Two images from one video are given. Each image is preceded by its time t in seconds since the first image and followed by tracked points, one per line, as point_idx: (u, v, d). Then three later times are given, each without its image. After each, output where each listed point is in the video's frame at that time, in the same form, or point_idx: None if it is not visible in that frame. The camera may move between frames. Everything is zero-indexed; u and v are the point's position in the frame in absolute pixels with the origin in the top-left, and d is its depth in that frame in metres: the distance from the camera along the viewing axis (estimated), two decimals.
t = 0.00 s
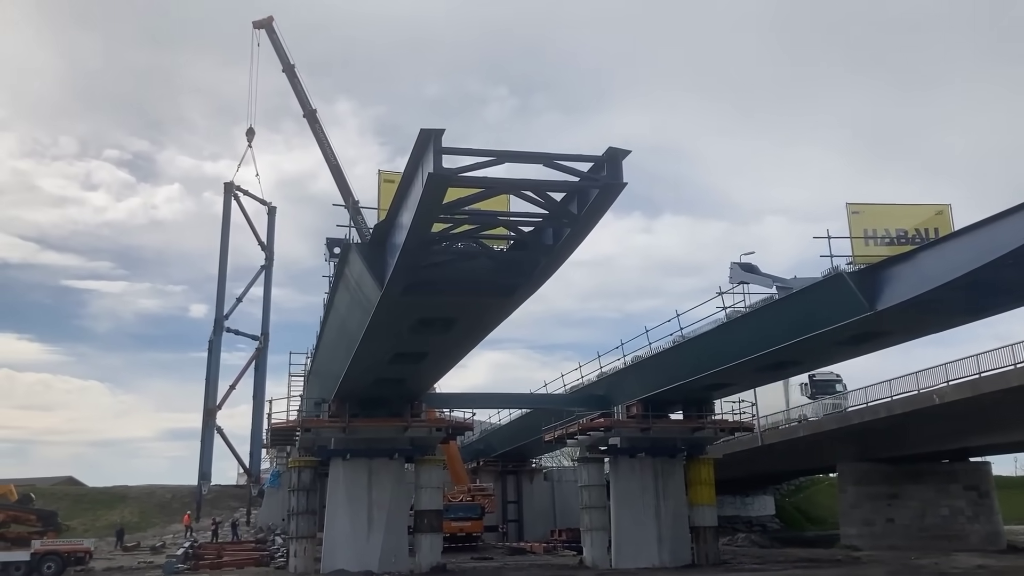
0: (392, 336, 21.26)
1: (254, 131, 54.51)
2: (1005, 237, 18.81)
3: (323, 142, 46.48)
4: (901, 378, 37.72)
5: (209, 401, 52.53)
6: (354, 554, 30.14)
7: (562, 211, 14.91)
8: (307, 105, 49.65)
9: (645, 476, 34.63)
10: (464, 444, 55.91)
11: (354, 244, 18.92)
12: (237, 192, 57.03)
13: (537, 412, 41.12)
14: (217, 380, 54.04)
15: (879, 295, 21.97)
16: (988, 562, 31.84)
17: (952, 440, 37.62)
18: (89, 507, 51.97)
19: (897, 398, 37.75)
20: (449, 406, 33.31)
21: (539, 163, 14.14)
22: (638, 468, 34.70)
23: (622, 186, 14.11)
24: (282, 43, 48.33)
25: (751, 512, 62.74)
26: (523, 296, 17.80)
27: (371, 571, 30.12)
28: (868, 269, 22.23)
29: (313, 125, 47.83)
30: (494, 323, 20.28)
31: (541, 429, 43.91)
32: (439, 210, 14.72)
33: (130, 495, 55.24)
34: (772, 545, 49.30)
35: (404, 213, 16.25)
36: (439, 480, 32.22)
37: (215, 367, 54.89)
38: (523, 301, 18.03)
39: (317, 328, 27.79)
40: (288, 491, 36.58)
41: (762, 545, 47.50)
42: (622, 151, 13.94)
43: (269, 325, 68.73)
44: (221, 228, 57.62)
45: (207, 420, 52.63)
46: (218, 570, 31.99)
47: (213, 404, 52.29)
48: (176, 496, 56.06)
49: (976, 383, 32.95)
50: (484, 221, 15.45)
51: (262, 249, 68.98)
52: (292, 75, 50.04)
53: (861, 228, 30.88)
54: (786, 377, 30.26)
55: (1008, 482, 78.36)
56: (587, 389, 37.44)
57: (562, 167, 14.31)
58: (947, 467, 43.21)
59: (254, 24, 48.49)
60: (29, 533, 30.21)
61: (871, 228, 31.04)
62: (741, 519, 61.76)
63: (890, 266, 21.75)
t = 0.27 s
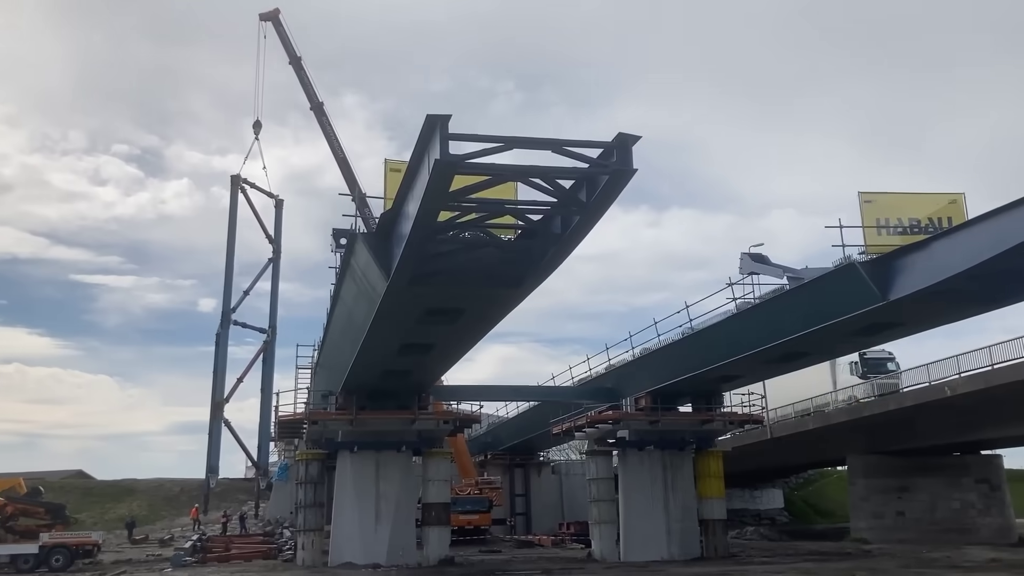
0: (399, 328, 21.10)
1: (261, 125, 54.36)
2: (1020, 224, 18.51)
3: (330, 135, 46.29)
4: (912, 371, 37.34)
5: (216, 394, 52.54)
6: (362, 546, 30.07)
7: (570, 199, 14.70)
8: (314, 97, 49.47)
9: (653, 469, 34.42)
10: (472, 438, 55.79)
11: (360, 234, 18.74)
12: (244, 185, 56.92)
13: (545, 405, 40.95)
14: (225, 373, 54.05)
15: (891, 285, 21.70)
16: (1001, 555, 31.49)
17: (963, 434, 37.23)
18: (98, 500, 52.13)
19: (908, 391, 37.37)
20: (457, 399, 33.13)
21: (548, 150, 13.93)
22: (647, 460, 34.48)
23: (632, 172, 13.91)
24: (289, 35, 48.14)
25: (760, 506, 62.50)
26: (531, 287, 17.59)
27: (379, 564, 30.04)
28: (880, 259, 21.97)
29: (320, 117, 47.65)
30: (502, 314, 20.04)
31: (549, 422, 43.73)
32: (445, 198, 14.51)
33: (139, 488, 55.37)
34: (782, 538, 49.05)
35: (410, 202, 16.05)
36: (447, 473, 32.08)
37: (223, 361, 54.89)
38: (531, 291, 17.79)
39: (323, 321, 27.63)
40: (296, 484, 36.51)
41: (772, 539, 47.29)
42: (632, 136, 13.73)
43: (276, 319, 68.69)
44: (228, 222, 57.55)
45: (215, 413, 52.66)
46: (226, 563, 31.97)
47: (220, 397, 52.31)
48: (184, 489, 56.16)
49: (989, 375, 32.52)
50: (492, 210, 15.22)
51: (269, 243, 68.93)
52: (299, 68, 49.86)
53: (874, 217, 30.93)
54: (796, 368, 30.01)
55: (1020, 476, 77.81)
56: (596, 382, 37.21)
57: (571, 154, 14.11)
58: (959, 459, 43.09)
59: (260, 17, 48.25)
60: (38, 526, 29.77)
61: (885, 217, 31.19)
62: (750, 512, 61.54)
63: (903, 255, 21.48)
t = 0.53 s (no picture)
0: (404, 314, 20.88)
1: (265, 111, 54.02)
2: None
3: (334, 121, 45.95)
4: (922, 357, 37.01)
5: (221, 381, 52.50)
6: (368, 534, 29.99)
7: (578, 180, 14.40)
8: (318, 83, 49.11)
9: (660, 456, 34.21)
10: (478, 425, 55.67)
11: (364, 218, 18.47)
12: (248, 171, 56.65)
13: (551, 392, 40.74)
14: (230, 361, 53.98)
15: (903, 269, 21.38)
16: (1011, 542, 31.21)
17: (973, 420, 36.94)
18: (104, 488, 52.23)
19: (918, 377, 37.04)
20: (463, 386, 32.93)
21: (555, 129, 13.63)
22: (654, 447, 34.27)
23: (641, 152, 13.60)
24: (293, 21, 47.74)
25: (767, 493, 62.31)
26: (537, 272, 17.30)
27: (385, 551, 29.94)
28: (892, 242, 21.64)
29: (324, 103, 47.31)
30: (510, 300, 19.74)
31: (556, 409, 43.55)
32: (450, 180, 14.23)
33: (145, 476, 55.46)
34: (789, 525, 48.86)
35: (415, 185, 15.76)
36: (453, 460, 31.92)
37: (228, 348, 54.81)
38: (539, 276, 17.50)
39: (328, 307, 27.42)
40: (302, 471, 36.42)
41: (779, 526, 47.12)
42: (641, 116, 13.42)
43: (282, 306, 68.56)
44: (233, 209, 57.33)
45: (220, 400, 52.64)
46: (232, 550, 31.92)
47: (226, 384, 52.26)
48: (190, 476, 56.22)
49: (1000, 361, 32.15)
50: (498, 193, 14.93)
51: (275, 230, 68.71)
52: (303, 54, 49.49)
53: (885, 200, 30.68)
54: (806, 354, 29.72)
55: None
56: (602, 369, 36.97)
57: (578, 134, 13.81)
58: (968, 445, 42.60)
59: (264, 2, 47.85)
60: (44, 513, 29.78)
61: (897, 200, 30.97)
62: (756, 499, 61.37)
63: (915, 239, 21.15)
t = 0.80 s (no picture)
0: (411, 298, 20.62)
1: (271, 96, 53.67)
2: None
3: (340, 105, 45.59)
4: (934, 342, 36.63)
5: (229, 368, 52.45)
6: (376, 520, 29.91)
7: (589, 160, 14.08)
8: (323, 68, 48.73)
9: (670, 442, 33.99)
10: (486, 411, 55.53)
11: (370, 200, 18.18)
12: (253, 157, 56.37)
13: (559, 378, 40.53)
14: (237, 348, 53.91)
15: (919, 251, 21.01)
16: None
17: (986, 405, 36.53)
18: (113, 474, 52.32)
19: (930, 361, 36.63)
20: (471, 372, 32.73)
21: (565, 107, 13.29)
22: (663, 433, 34.04)
23: (653, 130, 13.27)
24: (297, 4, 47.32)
25: (776, 478, 62.10)
26: (546, 255, 17.00)
27: (393, 537, 29.85)
28: (907, 224, 21.27)
29: (330, 88, 46.94)
30: (518, 284, 19.46)
31: (564, 395, 43.33)
32: (457, 159, 13.92)
33: (154, 462, 55.54)
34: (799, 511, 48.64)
35: (421, 166, 15.44)
36: (461, 446, 31.75)
37: (235, 335, 54.74)
38: (548, 259, 17.21)
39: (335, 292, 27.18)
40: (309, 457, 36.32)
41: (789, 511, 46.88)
42: (653, 93, 13.09)
43: (289, 294, 68.40)
44: (239, 196, 57.13)
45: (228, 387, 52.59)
46: (240, 537, 31.87)
47: (233, 371, 52.20)
48: (198, 463, 56.27)
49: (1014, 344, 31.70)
50: (506, 173, 14.62)
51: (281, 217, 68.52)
52: (308, 38, 49.09)
53: (900, 180, 30.29)
54: (818, 338, 29.39)
55: None
56: (611, 354, 36.70)
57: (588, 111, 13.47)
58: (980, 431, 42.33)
59: None
60: (53, 500, 29.68)
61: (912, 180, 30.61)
62: (766, 485, 61.16)
63: (930, 221, 20.77)
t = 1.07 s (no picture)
0: (421, 284, 20.42)
1: (278, 83, 53.42)
2: None
3: (348, 91, 45.32)
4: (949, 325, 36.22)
5: (239, 355, 52.49)
6: (387, 507, 29.85)
7: (601, 141, 13.79)
8: (331, 54, 48.43)
9: (682, 428, 33.77)
10: (496, 398, 55.44)
11: (379, 184, 17.94)
12: (261, 144, 56.19)
13: (570, 364, 40.34)
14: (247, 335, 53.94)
15: (936, 233, 20.67)
16: None
17: (999, 390, 36.03)
18: (125, 462, 52.53)
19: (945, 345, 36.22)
20: (481, 358, 32.55)
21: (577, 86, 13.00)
22: (675, 418, 33.82)
23: (667, 110, 12.98)
24: None
25: (788, 464, 61.89)
26: (558, 239, 16.74)
27: (405, 524, 29.79)
28: (924, 205, 20.92)
29: (337, 73, 46.65)
30: (528, 269, 19.22)
31: (575, 381, 43.12)
32: (467, 141, 13.65)
33: (165, 450, 55.75)
34: (812, 496, 48.41)
35: (431, 148, 15.19)
36: (472, 432, 31.62)
37: (245, 323, 54.77)
38: (559, 244, 16.95)
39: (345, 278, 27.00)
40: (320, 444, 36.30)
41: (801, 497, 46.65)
42: (667, 71, 12.79)
43: (298, 281, 68.39)
44: (247, 183, 57.01)
45: (238, 374, 52.66)
46: (252, 523, 31.89)
47: (243, 358, 52.26)
48: (210, 450, 56.44)
49: None
50: (517, 155, 14.36)
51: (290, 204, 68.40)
52: (315, 23, 48.77)
53: (917, 161, 29.90)
54: (832, 322, 29.04)
55: None
56: (623, 339, 36.44)
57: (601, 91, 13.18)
58: (995, 416, 41.91)
59: None
60: (65, 488, 29.69)
61: (929, 161, 30.20)
62: (777, 471, 60.95)
63: (948, 202, 20.42)
